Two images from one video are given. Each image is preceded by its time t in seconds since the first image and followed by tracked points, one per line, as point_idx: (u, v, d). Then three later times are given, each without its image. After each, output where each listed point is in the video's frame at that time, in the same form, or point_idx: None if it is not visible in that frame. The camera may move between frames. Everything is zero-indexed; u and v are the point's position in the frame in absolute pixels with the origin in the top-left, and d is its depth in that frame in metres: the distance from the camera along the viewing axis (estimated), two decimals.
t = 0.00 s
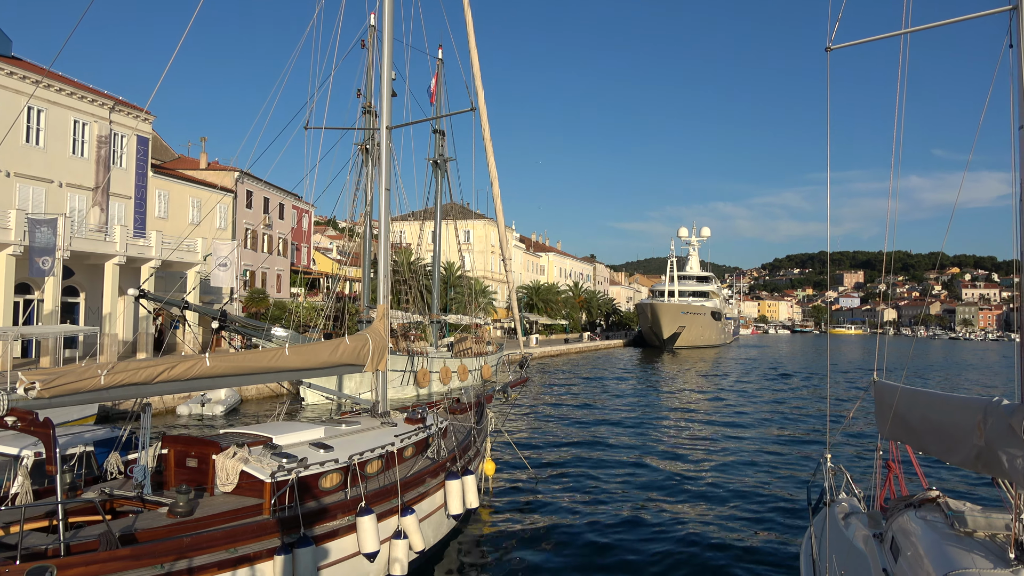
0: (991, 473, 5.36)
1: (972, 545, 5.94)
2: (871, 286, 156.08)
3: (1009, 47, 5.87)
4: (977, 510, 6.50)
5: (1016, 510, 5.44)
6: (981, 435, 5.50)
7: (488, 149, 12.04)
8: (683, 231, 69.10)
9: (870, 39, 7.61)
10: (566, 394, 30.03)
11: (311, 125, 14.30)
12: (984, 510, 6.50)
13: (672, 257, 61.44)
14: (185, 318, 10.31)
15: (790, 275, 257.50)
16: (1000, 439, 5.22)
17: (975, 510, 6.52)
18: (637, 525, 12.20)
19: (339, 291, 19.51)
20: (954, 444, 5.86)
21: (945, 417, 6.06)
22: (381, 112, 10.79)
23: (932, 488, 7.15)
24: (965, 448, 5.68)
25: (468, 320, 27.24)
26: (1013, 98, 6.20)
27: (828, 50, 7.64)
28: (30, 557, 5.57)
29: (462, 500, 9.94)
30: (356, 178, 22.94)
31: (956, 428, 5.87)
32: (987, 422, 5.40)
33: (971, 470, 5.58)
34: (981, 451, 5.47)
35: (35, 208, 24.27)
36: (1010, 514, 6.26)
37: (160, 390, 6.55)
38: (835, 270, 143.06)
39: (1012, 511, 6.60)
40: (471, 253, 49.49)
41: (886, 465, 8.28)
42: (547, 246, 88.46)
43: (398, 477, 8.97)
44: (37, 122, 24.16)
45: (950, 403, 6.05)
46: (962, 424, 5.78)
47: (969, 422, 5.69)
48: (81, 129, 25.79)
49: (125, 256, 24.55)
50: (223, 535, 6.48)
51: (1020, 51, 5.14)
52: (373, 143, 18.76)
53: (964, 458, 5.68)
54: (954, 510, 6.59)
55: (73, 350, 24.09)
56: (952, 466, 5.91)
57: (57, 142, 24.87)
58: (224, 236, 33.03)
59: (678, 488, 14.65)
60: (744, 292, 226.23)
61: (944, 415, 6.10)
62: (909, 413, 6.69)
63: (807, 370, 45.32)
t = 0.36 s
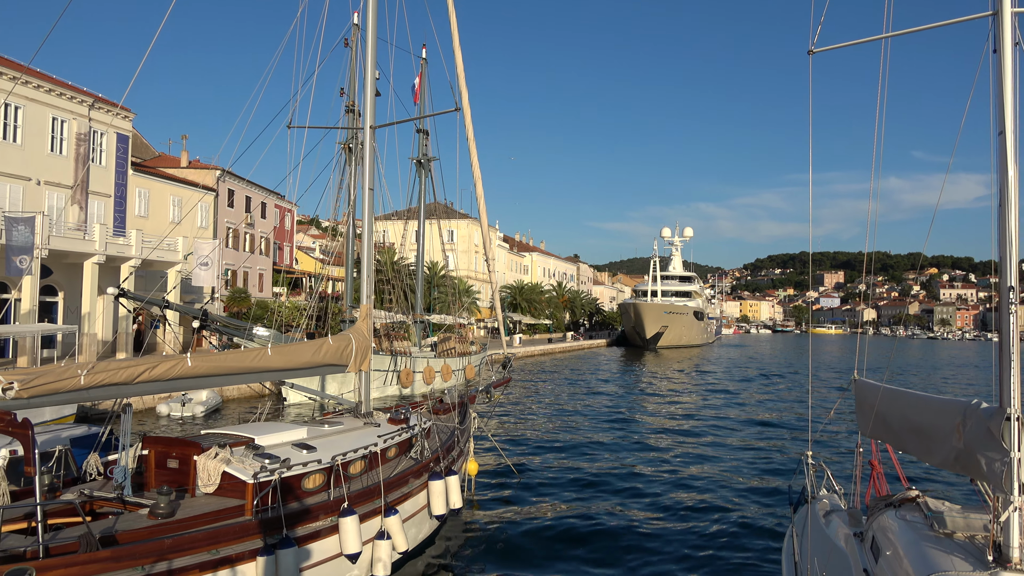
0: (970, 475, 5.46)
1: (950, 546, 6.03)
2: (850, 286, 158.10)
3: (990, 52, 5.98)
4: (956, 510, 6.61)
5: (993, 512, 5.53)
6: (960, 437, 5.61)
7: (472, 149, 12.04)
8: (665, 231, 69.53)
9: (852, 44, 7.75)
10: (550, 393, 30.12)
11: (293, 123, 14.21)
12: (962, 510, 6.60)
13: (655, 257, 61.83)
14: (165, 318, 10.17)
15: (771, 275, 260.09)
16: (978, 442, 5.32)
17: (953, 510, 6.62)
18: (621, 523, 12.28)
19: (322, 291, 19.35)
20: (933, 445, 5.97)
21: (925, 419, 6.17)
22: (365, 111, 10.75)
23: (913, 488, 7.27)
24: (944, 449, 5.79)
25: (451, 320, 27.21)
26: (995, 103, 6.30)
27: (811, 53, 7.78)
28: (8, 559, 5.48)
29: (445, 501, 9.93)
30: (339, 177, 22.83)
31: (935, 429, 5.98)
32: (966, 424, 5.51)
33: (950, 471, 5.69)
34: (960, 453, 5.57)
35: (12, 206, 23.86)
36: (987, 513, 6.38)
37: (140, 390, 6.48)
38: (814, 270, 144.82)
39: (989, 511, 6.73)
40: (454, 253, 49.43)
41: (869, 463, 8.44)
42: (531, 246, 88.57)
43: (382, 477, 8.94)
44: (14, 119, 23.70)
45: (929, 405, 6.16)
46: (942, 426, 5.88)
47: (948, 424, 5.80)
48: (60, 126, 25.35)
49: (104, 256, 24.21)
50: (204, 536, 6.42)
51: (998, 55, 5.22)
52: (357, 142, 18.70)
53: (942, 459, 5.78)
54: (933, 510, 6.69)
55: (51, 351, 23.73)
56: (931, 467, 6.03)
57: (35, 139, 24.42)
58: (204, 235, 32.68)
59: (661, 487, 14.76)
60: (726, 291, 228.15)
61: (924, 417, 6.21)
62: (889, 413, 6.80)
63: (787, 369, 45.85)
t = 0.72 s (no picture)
0: (947, 477, 5.55)
1: (929, 548, 6.08)
2: (830, 287, 160.03)
3: (968, 58, 6.07)
4: (933, 511, 6.70)
5: (970, 514, 5.59)
6: (937, 440, 5.70)
7: (456, 149, 12.01)
8: (649, 232, 69.90)
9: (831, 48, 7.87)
10: (533, 393, 30.17)
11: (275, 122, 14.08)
12: (939, 510, 6.70)
13: (638, 258, 62.12)
14: (146, 317, 10.02)
15: (753, 275, 262.43)
16: (955, 445, 5.40)
17: (930, 511, 6.72)
18: (604, 523, 12.34)
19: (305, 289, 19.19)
20: (911, 447, 6.05)
21: (903, 420, 6.25)
22: (349, 110, 10.69)
23: (892, 489, 7.37)
24: (922, 451, 5.87)
25: (435, 319, 27.17)
26: (973, 108, 6.38)
27: (792, 57, 7.93)
28: None
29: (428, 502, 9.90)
30: (322, 176, 22.65)
31: (913, 430, 6.07)
32: (944, 427, 5.59)
33: (928, 473, 5.78)
34: (937, 455, 5.66)
35: None
36: (964, 514, 6.48)
37: (120, 391, 6.39)
38: (796, 271, 146.38)
39: (966, 511, 6.81)
40: (438, 252, 49.35)
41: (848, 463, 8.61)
42: (515, 246, 88.59)
43: (364, 479, 8.89)
44: None
45: (908, 406, 6.25)
46: (920, 428, 5.97)
47: (926, 426, 5.89)
48: (38, 123, 24.90)
49: (83, 254, 23.84)
50: (185, 538, 6.35)
51: (974, 61, 5.28)
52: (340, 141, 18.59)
53: (921, 460, 5.87)
54: (911, 510, 6.79)
55: (28, 350, 23.36)
56: (910, 468, 6.11)
57: (13, 137, 23.94)
58: (185, 234, 32.31)
59: (644, 486, 14.86)
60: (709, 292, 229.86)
61: (902, 418, 6.30)
62: (868, 414, 6.90)
63: (769, 369, 46.29)
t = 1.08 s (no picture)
0: (927, 473, 5.65)
1: (908, 543, 6.13)
2: (811, 287, 161.85)
3: (944, 62, 6.20)
4: (912, 508, 6.78)
5: (949, 509, 5.68)
6: (917, 436, 5.80)
7: (440, 149, 11.99)
8: (632, 232, 70.24)
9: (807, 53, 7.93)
10: (518, 392, 30.19)
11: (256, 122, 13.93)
12: (918, 507, 6.79)
13: (622, 258, 62.35)
14: (127, 317, 9.90)
15: (736, 276, 264.59)
16: (935, 442, 5.49)
17: (910, 507, 6.80)
18: (588, 523, 12.39)
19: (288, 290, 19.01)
20: (892, 444, 6.15)
21: (883, 418, 6.35)
22: (332, 109, 10.63)
23: (872, 486, 7.46)
24: (902, 448, 5.97)
25: (419, 319, 27.09)
26: (950, 111, 6.51)
27: (773, 59, 8.01)
28: None
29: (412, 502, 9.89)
30: (306, 175, 22.46)
31: (893, 428, 6.17)
32: (923, 424, 5.69)
33: (908, 470, 5.87)
34: (917, 452, 5.76)
35: None
36: (942, 511, 6.57)
37: (100, 392, 6.32)
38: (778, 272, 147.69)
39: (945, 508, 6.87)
40: (423, 252, 49.23)
41: (826, 461, 8.69)
42: (499, 246, 88.56)
43: (347, 479, 8.85)
44: None
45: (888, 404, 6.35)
46: (899, 426, 6.07)
47: (906, 424, 5.99)
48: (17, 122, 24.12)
49: (63, 253, 23.45)
50: (166, 540, 6.29)
51: (951, 65, 5.36)
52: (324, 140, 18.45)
53: (901, 457, 5.97)
54: (890, 507, 6.87)
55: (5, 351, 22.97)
56: (890, 466, 6.21)
57: None
58: (167, 233, 31.94)
59: (627, 485, 14.94)
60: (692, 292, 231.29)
61: (882, 416, 6.40)
62: (848, 413, 7.00)
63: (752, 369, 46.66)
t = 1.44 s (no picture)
0: (909, 465, 5.75)
1: (889, 534, 6.11)
2: (792, 287, 163.61)
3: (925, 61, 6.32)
4: (893, 501, 6.85)
5: (929, 501, 5.78)
6: (898, 429, 5.92)
7: (423, 148, 11.98)
8: (616, 232, 70.58)
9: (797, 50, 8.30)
10: (502, 392, 30.22)
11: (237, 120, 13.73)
12: (899, 501, 6.87)
13: (606, 258, 62.60)
14: (107, 317, 9.76)
15: (719, 276, 266.71)
16: (915, 433, 5.61)
17: (891, 501, 6.88)
18: (572, 521, 12.44)
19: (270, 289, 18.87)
20: (873, 438, 6.27)
21: (865, 413, 6.47)
22: (314, 106, 10.57)
23: (853, 482, 7.55)
24: (884, 441, 6.09)
25: (402, 319, 27.02)
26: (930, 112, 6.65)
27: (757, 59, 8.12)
28: None
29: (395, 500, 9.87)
30: (289, 173, 22.29)
31: (874, 423, 6.28)
32: (904, 417, 5.80)
33: (890, 463, 5.98)
34: (898, 445, 5.88)
35: None
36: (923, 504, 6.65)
37: (79, 390, 6.23)
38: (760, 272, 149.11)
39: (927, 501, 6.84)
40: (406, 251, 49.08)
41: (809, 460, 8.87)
42: (483, 246, 88.54)
43: (330, 478, 8.82)
44: None
45: (869, 400, 6.47)
46: (881, 420, 6.18)
47: (887, 417, 6.10)
48: None
49: (41, 252, 23.08)
50: (146, 539, 6.24)
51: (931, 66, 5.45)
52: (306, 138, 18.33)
53: (883, 451, 6.08)
54: (872, 501, 6.93)
55: None
56: (872, 460, 6.32)
57: None
58: (147, 231, 31.56)
59: (611, 484, 15.02)
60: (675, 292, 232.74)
61: (864, 411, 6.51)
62: (831, 410, 7.11)
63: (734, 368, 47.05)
